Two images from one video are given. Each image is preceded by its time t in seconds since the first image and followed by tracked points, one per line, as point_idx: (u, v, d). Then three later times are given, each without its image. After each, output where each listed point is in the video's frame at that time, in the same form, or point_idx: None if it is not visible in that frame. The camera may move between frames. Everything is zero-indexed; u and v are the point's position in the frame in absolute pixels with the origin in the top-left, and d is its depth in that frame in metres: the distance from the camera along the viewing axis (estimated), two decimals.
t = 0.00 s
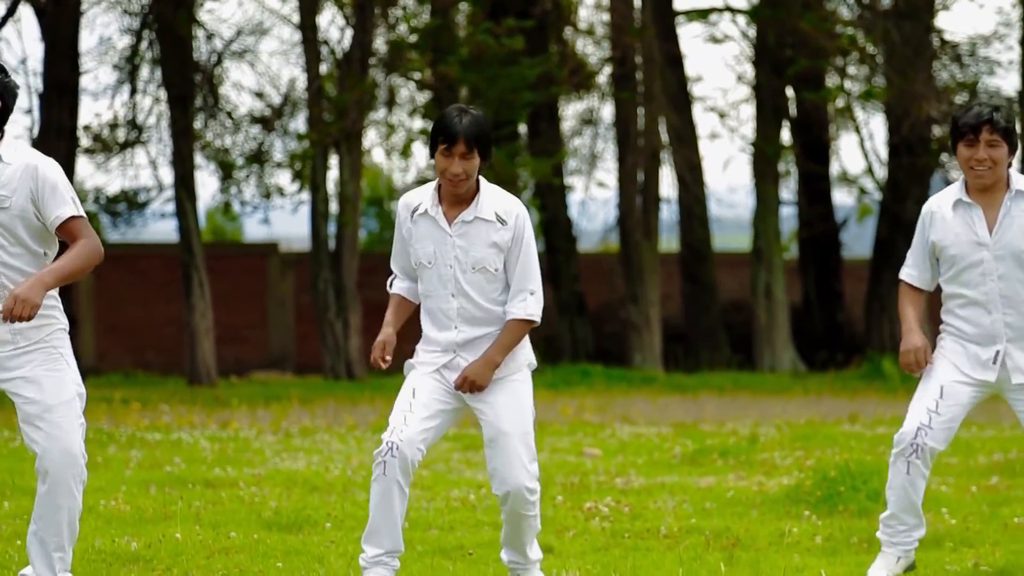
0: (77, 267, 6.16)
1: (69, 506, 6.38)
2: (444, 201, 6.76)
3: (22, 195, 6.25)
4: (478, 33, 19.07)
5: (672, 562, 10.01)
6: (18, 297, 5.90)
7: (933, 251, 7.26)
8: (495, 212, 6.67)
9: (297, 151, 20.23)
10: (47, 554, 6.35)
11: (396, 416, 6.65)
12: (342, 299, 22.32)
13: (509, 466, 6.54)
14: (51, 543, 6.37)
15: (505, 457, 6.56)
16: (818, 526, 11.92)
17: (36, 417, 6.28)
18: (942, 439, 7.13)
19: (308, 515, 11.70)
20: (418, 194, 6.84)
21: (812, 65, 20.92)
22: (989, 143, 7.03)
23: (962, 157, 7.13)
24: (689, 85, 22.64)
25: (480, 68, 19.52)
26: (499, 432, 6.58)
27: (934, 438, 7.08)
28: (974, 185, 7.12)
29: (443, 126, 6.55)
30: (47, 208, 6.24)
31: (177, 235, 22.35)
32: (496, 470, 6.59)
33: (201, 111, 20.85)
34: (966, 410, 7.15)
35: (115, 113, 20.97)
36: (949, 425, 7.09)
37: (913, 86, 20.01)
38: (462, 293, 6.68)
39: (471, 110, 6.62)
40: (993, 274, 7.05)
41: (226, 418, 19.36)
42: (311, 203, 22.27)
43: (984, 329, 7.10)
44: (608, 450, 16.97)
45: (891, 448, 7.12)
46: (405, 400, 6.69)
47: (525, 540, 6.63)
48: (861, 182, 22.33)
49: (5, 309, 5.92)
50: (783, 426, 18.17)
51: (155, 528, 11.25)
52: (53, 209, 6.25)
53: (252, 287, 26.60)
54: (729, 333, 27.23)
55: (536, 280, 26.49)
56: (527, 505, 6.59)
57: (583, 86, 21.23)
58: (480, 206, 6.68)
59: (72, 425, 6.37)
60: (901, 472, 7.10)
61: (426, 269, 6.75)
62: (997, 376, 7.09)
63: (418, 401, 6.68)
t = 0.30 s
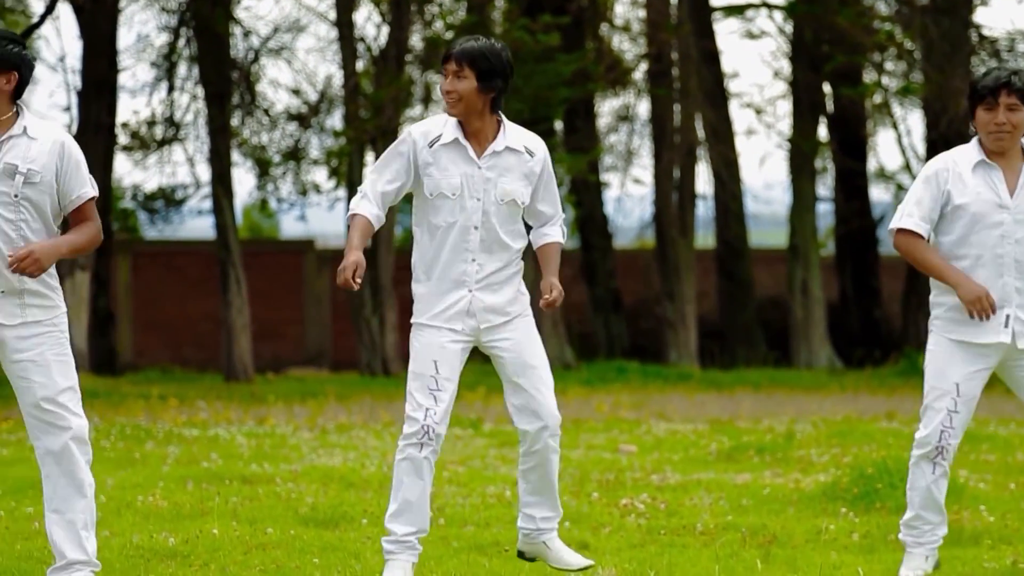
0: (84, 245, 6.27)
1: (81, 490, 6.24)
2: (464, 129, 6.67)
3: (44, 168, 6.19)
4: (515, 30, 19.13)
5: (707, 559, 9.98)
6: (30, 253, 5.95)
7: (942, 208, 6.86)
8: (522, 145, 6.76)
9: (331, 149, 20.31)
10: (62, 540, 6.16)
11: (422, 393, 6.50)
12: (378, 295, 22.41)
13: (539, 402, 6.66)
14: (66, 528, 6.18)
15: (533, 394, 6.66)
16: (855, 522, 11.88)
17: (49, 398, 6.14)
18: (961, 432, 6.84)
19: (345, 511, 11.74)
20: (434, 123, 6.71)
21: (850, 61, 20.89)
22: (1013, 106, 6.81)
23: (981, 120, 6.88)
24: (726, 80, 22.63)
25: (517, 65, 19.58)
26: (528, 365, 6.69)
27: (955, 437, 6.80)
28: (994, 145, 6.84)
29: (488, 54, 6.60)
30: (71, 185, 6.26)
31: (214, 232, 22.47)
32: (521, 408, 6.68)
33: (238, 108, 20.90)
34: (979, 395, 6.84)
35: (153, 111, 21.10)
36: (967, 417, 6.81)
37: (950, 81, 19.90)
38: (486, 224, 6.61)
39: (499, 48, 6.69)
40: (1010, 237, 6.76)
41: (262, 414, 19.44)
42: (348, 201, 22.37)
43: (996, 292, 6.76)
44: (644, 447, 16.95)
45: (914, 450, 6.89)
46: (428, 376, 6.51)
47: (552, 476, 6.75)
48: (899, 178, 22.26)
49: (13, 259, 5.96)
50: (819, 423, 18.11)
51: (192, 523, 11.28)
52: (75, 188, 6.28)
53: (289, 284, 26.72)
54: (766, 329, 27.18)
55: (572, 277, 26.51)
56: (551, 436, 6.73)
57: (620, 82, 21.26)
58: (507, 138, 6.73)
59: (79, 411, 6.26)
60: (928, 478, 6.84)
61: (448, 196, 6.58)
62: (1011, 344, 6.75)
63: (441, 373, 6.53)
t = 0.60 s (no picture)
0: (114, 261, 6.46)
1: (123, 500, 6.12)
2: (506, 182, 6.55)
3: (94, 187, 6.25)
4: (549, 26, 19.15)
5: (742, 555, 9.98)
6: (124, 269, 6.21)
7: (1003, 241, 6.95)
8: (557, 197, 6.69)
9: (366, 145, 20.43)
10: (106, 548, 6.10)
11: (480, 440, 6.31)
12: (412, 291, 22.48)
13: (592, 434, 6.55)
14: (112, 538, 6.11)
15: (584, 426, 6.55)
16: (891, 519, 11.82)
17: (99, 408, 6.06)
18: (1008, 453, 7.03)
19: (379, 507, 11.76)
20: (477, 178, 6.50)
21: (886, 56, 20.85)
22: None
23: None
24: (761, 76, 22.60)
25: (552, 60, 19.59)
26: (576, 401, 6.57)
27: (1004, 460, 6.97)
28: None
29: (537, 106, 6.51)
30: (107, 201, 6.39)
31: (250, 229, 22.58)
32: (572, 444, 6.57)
33: (273, 105, 20.94)
34: None
35: (188, 108, 21.20)
36: (1016, 440, 6.99)
37: (988, 75, 19.64)
38: (532, 278, 6.52)
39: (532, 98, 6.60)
40: None
41: (297, 410, 19.50)
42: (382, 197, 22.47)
43: None
44: (679, 444, 16.91)
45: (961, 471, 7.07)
46: (484, 422, 6.33)
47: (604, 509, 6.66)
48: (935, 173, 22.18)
49: (111, 278, 6.18)
50: (855, 419, 18.03)
51: (228, 519, 11.31)
52: (107, 203, 6.40)
53: (324, 280, 26.79)
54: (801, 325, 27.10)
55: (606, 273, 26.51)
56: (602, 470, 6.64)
57: (655, 77, 21.27)
58: (543, 189, 6.64)
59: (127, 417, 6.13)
60: (974, 498, 7.05)
61: (500, 252, 6.45)
62: None
63: (497, 418, 6.37)
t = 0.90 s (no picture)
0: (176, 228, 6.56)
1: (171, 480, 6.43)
2: (555, 131, 6.91)
3: (139, 159, 6.42)
4: (581, 22, 19.11)
5: (776, 552, 9.90)
6: (142, 239, 6.26)
7: None
8: (611, 134, 6.92)
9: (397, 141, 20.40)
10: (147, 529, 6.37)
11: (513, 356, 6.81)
12: (445, 287, 22.55)
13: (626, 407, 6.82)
14: (158, 518, 6.41)
15: (620, 397, 6.82)
16: (926, 516, 11.75)
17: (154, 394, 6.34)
18: None
19: (412, 503, 11.77)
20: (523, 127, 6.96)
21: (919, 51, 20.77)
22: None
23: None
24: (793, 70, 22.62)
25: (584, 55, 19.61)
26: (615, 373, 6.83)
27: None
28: None
29: (567, 48, 6.78)
30: (159, 171, 6.56)
31: (283, 225, 22.66)
32: (609, 413, 6.86)
33: (305, 101, 21.01)
34: None
35: (221, 104, 21.28)
36: None
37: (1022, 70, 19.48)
38: (584, 222, 6.85)
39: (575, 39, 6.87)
40: None
41: (330, 406, 19.58)
42: (414, 193, 22.50)
43: None
44: (711, 440, 16.87)
45: None
46: (520, 339, 6.84)
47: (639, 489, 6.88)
48: (969, 168, 22.09)
49: (131, 248, 6.26)
50: (888, 415, 17.96)
51: (261, 515, 11.31)
52: (164, 171, 6.58)
53: (357, 275, 26.88)
54: (835, 320, 27.05)
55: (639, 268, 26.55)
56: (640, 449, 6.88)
57: (687, 73, 21.20)
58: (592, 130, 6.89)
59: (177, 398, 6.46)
60: None
61: (543, 201, 6.88)
62: None
63: (533, 339, 6.84)
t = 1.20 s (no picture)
0: (197, 255, 5.96)
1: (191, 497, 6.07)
2: (586, 187, 6.69)
3: (154, 188, 6.02)
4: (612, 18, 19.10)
5: (808, 549, 9.91)
6: (132, 253, 5.73)
7: None
8: (637, 205, 6.62)
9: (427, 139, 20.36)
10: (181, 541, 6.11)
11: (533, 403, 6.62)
12: (475, 285, 22.59)
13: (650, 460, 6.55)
14: (180, 531, 6.13)
15: (644, 451, 6.55)
16: (958, 513, 11.71)
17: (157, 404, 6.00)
18: None
19: (443, 500, 11.79)
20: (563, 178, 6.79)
21: (952, 47, 20.70)
22: None
23: None
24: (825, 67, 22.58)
25: (615, 51, 19.61)
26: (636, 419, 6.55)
27: None
28: None
29: (603, 108, 6.52)
30: (174, 198, 6.04)
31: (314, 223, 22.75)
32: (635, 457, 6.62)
33: (337, 99, 21.07)
34: None
35: (253, 103, 21.38)
36: None
37: None
38: (597, 282, 6.63)
39: (618, 100, 6.59)
40: None
41: (361, 403, 19.63)
42: (445, 189, 22.57)
43: None
44: (743, 437, 16.84)
45: None
46: (539, 387, 6.63)
47: (671, 526, 6.72)
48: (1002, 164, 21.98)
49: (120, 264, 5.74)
50: (920, 412, 17.88)
51: (293, 511, 11.34)
52: (181, 199, 6.05)
53: (388, 273, 26.94)
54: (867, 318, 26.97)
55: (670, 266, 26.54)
56: (669, 490, 6.68)
57: (718, 70, 21.23)
58: (628, 189, 6.64)
59: (195, 413, 6.07)
60: None
61: (563, 253, 6.67)
62: None
63: (552, 387, 6.62)
